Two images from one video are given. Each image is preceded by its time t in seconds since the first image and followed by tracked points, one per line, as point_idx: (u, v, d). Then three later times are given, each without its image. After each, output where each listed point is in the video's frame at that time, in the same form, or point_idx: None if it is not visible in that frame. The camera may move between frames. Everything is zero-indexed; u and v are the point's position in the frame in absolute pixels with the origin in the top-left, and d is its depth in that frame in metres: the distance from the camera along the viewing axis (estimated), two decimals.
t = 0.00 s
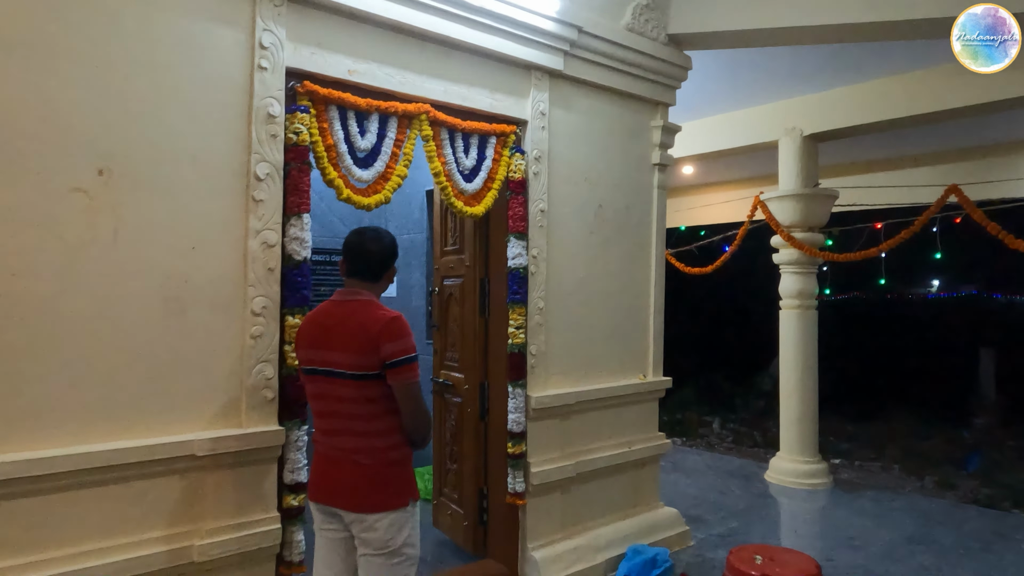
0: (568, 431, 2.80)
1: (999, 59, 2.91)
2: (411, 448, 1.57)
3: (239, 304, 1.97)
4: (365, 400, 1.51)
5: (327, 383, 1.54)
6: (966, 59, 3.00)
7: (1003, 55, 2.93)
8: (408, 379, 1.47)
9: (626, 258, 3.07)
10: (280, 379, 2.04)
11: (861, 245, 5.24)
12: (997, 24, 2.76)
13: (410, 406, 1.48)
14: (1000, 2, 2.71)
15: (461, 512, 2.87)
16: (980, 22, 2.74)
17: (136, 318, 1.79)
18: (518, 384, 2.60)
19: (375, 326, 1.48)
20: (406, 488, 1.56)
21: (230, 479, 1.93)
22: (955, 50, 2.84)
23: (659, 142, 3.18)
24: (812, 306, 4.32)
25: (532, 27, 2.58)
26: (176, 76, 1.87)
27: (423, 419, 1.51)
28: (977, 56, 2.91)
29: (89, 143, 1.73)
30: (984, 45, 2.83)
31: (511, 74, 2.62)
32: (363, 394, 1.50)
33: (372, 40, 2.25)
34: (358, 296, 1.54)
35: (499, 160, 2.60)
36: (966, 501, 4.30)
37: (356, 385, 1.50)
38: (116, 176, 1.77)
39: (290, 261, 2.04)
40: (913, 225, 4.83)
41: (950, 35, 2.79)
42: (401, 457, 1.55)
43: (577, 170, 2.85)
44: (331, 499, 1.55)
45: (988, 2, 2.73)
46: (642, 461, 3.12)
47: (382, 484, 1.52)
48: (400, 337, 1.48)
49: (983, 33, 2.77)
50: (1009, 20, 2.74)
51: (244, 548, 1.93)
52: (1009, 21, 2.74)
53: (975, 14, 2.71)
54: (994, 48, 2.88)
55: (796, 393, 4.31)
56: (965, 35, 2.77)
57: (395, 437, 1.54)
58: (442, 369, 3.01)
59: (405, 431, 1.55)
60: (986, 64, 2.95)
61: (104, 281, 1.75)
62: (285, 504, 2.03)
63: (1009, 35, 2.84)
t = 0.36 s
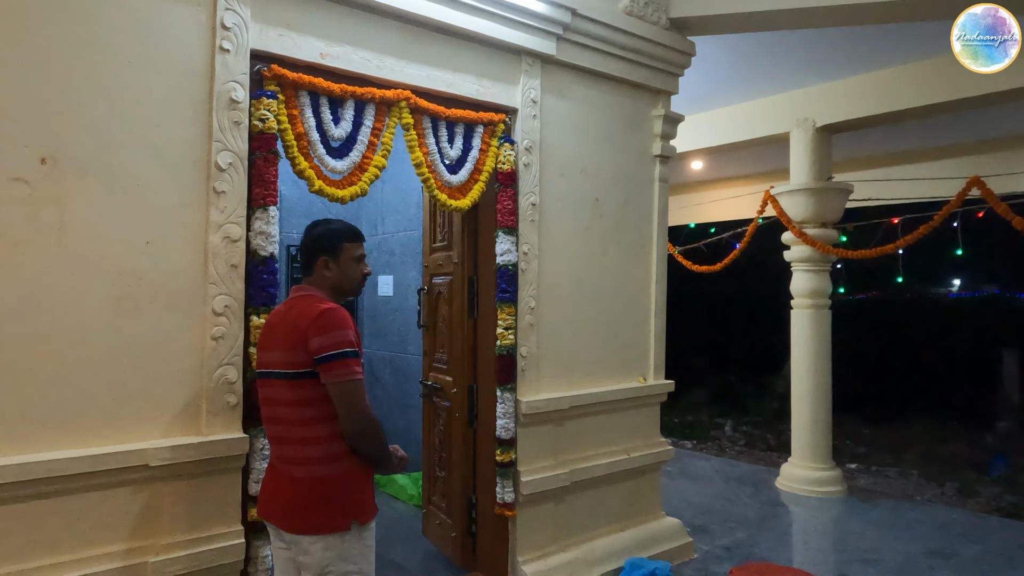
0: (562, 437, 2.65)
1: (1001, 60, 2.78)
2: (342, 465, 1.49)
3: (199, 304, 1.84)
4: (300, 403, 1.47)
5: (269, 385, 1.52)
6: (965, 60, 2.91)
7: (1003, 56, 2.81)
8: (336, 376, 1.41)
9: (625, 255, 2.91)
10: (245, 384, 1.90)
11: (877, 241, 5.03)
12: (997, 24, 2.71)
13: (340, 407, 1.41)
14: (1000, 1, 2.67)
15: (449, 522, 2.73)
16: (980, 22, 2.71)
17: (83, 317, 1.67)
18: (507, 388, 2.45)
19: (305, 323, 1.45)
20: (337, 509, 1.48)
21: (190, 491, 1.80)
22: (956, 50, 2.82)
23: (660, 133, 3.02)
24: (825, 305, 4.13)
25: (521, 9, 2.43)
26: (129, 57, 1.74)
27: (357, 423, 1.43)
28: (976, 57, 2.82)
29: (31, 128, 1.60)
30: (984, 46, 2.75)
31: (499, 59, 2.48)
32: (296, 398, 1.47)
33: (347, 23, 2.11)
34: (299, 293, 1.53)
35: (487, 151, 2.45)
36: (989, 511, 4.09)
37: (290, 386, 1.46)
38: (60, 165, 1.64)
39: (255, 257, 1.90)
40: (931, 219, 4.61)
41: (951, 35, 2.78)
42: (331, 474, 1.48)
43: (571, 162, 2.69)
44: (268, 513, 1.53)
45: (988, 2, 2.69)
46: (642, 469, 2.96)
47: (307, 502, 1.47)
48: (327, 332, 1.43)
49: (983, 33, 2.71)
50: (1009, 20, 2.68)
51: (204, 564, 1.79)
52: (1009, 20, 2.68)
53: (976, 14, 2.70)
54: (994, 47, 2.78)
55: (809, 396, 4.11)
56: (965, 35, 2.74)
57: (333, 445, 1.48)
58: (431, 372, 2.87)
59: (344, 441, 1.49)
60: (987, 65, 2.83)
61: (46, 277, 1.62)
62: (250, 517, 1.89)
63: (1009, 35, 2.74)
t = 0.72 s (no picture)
0: (550, 446, 2.51)
1: (1002, 60, 2.81)
2: (262, 491, 1.44)
3: (151, 306, 1.73)
4: (239, 419, 1.45)
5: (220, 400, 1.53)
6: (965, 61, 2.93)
7: (1003, 56, 2.83)
8: (259, 389, 1.37)
9: (619, 253, 2.76)
10: (200, 390, 1.79)
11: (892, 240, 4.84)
12: (998, 23, 2.80)
13: (266, 422, 1.37)
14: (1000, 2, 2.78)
15: (433, 533, 2.60)
16: (979, 22, 2.81)
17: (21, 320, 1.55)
18: (490, 394, 2.33)
19: (237, 333, 1.43)
20: (269, 532, 1.45)
21: (142, 505, 1.70)
22: (956, 50, 2.88)
23: (657, 124, 2.87)
24: (836, 306, 3.95)
25: None
26: (72, 43, 1.63)
27: (281, 442, 1.37)
28: (977, 58, 2.86)
29: None
30: (985, 45, 2.80)
31: (482, 47, 2.35)
32: (233, 414, 1.46)
33: (315, 7, 1.99)
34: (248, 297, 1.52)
35: (468, 144, 2.32)
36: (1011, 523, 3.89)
37: (228, 398, 1.47)
38: None
39: (212, 256, 1.79)
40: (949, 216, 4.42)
41: (951, 35, 2.87)
42: (250, 500, 1.45)
43: (561, 155, 2.55)
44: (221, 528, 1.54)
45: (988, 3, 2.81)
46: (637, 479, 2.81)
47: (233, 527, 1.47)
48: (252, 342, 1.40)
49: (983, 32, 2.79)
50: (1009, 20, 2.77)
51: None
52: (1009, 20, 2.77)
53: (976, 14, 2.81)
54: (995, 48, 2.83)
55: (820, 402, 3.93)
56: (965, 35, 2.83)
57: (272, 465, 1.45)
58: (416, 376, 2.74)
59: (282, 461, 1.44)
60: (988, 65, 2.86)
61: None
62: (206, 532, 1.78)
63: (1009, 35, 2.80)
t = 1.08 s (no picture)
0: (545, 452, 2.40)
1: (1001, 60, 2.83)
2: (244, 515, 1.32)
3: (115, 304, 1.65)
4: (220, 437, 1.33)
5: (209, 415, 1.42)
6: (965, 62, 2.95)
7: (1002, 56, 2.85)
8: (229, 407, 1.20)
9: (620, 250, 2.64)
10: (167, 393, 1.70)
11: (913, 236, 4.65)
12: (997, 24, 2.82)
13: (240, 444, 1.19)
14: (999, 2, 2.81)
15: (424, 542, 2.50)
16: (979, 22, 2.83)
17: None
18: (480, 397, 2.22)
19: (205, 341, 1.26)
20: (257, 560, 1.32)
21: (105, 513, 1.61)
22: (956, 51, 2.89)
23: (661, 115, 2.73)
24: (854, 305, 3.78)
25: None
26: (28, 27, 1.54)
27: (256, 465, 1.20)
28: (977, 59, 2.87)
29: None
30: (985, 46, 2.82)
31: (472, 33, 2.24)
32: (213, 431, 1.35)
33: None
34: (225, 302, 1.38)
35: (457, 134, 2.21)
36: None
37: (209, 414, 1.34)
38: None
39: (180, 252, 1.70)
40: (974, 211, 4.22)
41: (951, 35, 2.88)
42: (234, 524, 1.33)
43: (557, 147, 2.44)
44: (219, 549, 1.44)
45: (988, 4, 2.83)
46: (639, 486, 2.68)
47: (218, 554, 1.35)
48: (218, 354, 1.22)
49: (983, 33, 2.80)
50: (1009, 20, 2.79)
51: None
52: (1009, 20, 2.79)
53: (976, 15, 2.83)
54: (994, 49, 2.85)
55: (837, 405, 3.77)
56: (965, 35, 2.84)
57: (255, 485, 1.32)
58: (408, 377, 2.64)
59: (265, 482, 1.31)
60: (987, 66, 2.87)
61: None
62: (174, 542, 1.70)
63: (1008, 36, 2.81)
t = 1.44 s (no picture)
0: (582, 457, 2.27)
1: (1000, 59, 3.00)
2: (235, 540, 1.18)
3: (129, 299, 1.61)
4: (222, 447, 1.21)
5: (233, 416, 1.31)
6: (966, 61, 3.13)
7: (1003, 56, 3.01)
8: (198, 422, 1.07)
9: (662, 243, 2.48)
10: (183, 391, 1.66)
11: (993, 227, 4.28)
12: (998, 24, 3.01)
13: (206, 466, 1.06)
14: (1000, 2, 2.99)
15: (455, 548, 2.41)
16: (980, 22, 3.02)
17: None
18: (509, 398, 2.11)
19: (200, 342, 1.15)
20: None
21: (118, 513, 1.59)
22: (957, 50, 3.09)
23: (707, 98, 2.56)
24: (926, 302, 3.48)
25: None
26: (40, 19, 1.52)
27: (220, 493, 1.06)
28: (978, 57, 3.05)
29: None
30: (984, 45, 3.01)
31: (501, 15, 2.13)
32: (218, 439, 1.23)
33: None
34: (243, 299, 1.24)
35: (485, 122, 2.11)
36: None
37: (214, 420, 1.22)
38: None
39: (194, 246, 1.66)
40: None
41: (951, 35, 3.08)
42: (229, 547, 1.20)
43: (593, 134, 2.30)
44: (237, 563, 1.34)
45: (989, 3, 3.01)
46: (684, 495, 2.52)
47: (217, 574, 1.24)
48: (198, 359, 1.10)
49: (983, 33, 3.00)
50: (1008, 20, 2.98)
51: None
52: (1009, 20, 2.98)
53: (976, 14, 3.01)
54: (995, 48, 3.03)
55: (906, 410, 3.48)
56: (965, 35, 3.04)
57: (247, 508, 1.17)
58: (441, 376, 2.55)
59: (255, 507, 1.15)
60: (987, 65, 3.05)
61: None
62: (189, 544, 1.66)
63: (1008, 36, 2.99)
